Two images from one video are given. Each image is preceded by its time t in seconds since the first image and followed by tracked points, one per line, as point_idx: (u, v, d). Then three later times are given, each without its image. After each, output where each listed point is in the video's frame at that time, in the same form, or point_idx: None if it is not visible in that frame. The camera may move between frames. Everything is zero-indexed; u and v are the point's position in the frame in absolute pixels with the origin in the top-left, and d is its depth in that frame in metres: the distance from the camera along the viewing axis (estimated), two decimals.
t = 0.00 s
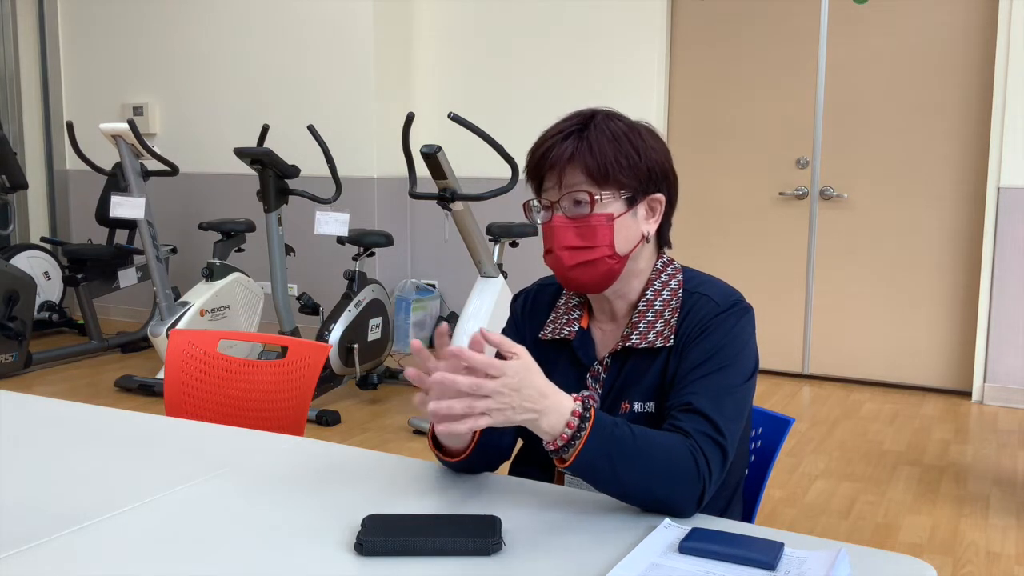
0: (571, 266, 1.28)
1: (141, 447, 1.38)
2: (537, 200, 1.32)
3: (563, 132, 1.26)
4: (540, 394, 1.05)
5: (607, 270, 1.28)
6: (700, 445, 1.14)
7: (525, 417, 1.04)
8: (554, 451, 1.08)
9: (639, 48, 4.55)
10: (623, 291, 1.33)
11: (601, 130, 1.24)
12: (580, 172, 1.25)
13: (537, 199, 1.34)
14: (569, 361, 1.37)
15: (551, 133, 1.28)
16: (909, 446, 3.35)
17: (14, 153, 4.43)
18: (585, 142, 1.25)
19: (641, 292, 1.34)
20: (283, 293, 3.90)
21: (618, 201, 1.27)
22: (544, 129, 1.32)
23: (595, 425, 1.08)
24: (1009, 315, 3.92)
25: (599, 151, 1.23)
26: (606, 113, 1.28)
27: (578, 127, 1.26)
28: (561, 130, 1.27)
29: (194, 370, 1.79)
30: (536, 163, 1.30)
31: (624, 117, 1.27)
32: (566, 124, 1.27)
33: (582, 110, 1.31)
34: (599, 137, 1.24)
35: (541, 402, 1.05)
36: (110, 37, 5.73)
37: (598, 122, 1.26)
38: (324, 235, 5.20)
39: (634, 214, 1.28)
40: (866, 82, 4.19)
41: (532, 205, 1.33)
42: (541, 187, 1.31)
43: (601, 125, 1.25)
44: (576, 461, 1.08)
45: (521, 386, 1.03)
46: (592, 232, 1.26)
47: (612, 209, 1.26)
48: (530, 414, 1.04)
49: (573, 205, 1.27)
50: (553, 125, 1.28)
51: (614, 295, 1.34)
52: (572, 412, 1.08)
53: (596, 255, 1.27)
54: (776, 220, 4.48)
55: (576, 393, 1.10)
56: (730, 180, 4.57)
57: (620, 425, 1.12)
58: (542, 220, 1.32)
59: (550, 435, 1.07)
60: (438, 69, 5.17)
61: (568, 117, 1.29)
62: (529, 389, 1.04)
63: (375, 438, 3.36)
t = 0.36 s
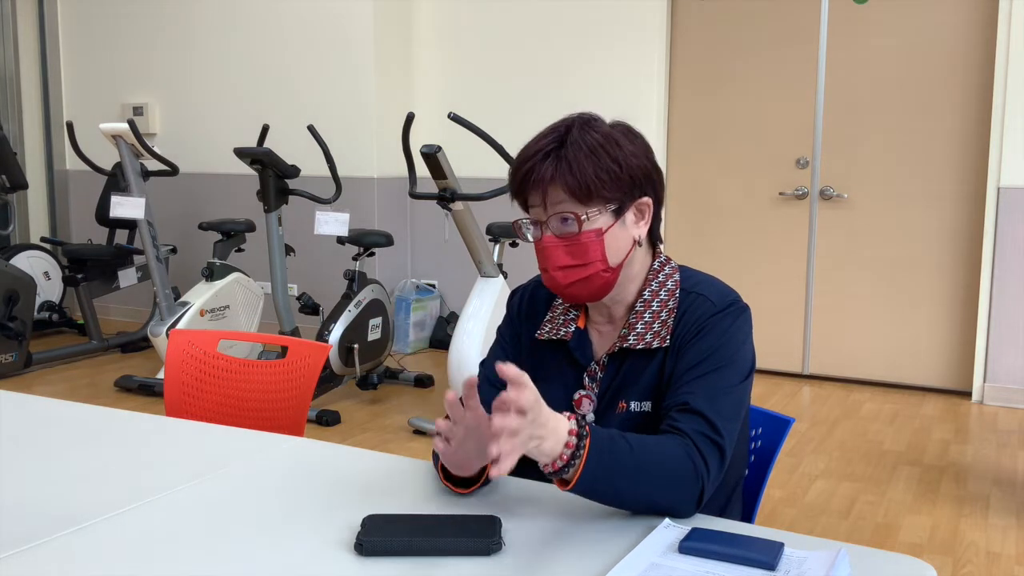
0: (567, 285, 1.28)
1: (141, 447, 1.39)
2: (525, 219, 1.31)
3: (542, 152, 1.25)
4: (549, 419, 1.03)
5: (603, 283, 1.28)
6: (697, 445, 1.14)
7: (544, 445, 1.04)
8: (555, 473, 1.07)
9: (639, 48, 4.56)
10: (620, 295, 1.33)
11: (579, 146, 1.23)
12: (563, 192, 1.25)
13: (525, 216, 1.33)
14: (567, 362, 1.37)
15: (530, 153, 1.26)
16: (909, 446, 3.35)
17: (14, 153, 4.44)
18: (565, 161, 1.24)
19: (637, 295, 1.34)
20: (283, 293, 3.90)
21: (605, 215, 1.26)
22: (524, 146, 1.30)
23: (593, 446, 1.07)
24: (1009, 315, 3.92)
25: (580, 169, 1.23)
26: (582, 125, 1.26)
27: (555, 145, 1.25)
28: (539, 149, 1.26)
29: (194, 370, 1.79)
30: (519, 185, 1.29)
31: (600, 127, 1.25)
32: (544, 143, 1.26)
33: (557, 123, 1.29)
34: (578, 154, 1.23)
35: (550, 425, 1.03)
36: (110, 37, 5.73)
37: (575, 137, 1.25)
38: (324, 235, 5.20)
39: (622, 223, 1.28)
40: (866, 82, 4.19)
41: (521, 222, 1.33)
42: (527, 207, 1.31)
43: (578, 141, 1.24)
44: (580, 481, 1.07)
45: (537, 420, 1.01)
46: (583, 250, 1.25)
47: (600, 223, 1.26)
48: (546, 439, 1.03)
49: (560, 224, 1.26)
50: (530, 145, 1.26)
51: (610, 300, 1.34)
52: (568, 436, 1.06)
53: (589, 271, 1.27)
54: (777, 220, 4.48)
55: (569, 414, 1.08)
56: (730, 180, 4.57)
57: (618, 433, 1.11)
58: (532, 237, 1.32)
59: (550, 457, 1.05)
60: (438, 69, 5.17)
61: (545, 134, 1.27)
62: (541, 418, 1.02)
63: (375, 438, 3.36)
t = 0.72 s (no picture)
0: (563, 286, 1.28)
1: (140, 447, 1.39)
2: (522, 220, 1.31)
3: (540, 153, 1.25)
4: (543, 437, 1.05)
5: (600, 285, 1.28)
6: (695, 445, 1.14)
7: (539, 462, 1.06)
8: (553, 478, 1.08)
9: (639, 48, 4.56)
10: (617, 296, 1.32)
11: (578, 147, 1.23)
12: (561, 193, 1.25)
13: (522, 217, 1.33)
14: (567, 363, 1.36)
15: (529, 154, 1.26)
16: (909, 446, 3.35)
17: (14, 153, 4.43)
18: (563, 162, 1.24)
19: (635, 297, 1.33)
20: (283, 293, 3.90)
21: (603, 217, 1.26)
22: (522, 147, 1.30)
23: (591, 446, 1.08)
24: (1009, 315, 3.92)
25: (579, 170, 1.23)
26: (581, 127, 1.26)
27: (555, 146, 1.25)
28: (538, 150, 1.26)
29: (194, 370, 1.79)
30: (517, 185, 1.29)
31: (600, 129, 1.26)
32: (543, 144, 1.26)
33: (556, 125, 1.30)
34: (576, 155, 1.23)
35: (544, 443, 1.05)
36: (110, 37, 5.73)
37: (575, 138, 1.25)
38: (323, 235, 5.20)
39: (619, 225, 1.28)
40: (866, 82, 4.19)
41: (518, 223, 1.33)
42: (524, 207, 1.30)
43: (577, 142, 1.24)
44: (578, 485, 1.07)
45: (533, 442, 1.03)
46: (580, 251, 1.25)
47: (598, 225, 1.26)
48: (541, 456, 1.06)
49: (558, 225, 1.26)
50: (529, 145, 1.27)
51: (607, 300, 1.33)
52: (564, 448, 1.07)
53: (586, 273, 1.26)
54: (777, 220, 4.48)
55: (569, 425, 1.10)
56: (730, 180, 4.57)
57: (614, 436, 1.12)
58: (529, 239, 1.32)
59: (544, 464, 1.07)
60: (438, 69, 5.17)
61: (544, 135, 1.28)
62: (536, 436, 1.04)
63: (375, 438, 3.36)
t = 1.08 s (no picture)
0: (561, 279, 1.27)
1: (140, 447, 1.39)
2: (523, 213, 1.31)
3: (544, 145, 1.25)
4: (523, 429, 1.04)
5: (598, 281, 1.28)
6: (694, 445, 1.14)
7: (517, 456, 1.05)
8: (549, 477, 1.08)
9: (639, 48, 4.56)
10: (617, 293, 1.32)
11: (582, 141, 1.24)
12: (563, 185, 1.25)
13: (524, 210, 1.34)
14: (568, 363, 1.36)
15: (532, 146, 1.27)
16: (909, 446, 3.35)
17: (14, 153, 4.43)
18: (567, 155, 1.24)
19: (635, 295, 1.33)
20: (283, 293, 3.90)
21: (604, 212, 1.26)
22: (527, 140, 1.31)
23: (586, 443, 1.08)
24: (1008, 315, 3.92)
25: (581, 164, 1.23)
26: (586, 122, 1.27)
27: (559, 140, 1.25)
28: (542, 143, 1.26)
29: (194, 370, 1.79)
30: (519, 177, 1.29)
31: (605, 126, 1.26)
32: (547, 137, 1.26)
33: (562, 120, 1.30)
34: (580, 149, 1.24)
35: (525, 434, 1.04)
36: (110, 37, 5.73)
37: (580, 132, 1.25)
38: (323, 235, 5.20)
39: (620, 222, 1.28)
40: (866, 82, 4.19)
41: (518, 217, 1.33)
42: (526, 200, 1.31)
43: (582, 136, 1.24)
44: (575, 482, 1.07)
45: (499, 430, 1.03)
46: (579, 245, 1.26)
47: (598, 220, 1.26)
48: (522, 448, 1.05)
49: (558, 217, 1.26)
50: (534, 138, 1.27)
51: (607, 299, 1.33)
52: (560, 438, 1.07)
53: (584, 267, 1.26)
54: (777, 220, 4.48)
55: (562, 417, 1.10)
56: (730, 180, 4.57)
57: (611, 435, 1.12)
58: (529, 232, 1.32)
59: (541, 463, 1.07)
60: (437, 69, 5.17)
61: (549, 128, 1.28)
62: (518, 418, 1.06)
63: (375, 438, 3.36)
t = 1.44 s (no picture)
0: (562, 275, 1.27)
1: (140, 447, 1.39)
2: (526, 209, 1.31)
3: (548, 141, 1.26)
4: (512, 430, 1.08)
5: (599, 277, 1.28)
6: (693, 444, 1.14)
7: (501, 457, 1.07)
8: (547, 478, 1.08)
9: (639, 48, 4.55)
10: (617, 292, 1.32)
11: (586, 138, 1.24)
12: (566, 180, 1.25)
13: (526, 207, 1.34)
14: (568, 362, 1.36)
15: (537, 142, 1.27)
16: (909, 446, 3.35)
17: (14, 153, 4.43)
18: (571, 151, 1.24)
19: (635, 294, 1.33)
20: (283, 293, 3.90)
21: (606, 208, 1.26)
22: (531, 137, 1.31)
23: (579, 443, 1.09)
24: (1008, 314, 3.92)
25: (585, 159, 1.23)
26: (591, 120, 1.27)
27: (563, 135, 1.26)
28: (546, 138, 1.26)
29: (194, 369, 1.79)
30: (523, 172, 1.29)
31: (610, 123, 1.26)
32: (552, 132, 1.26)
33: (567, 117, 1.30)
34: (584, 145, 1.24)
35: (513, 435, 1.07)
36: (110, 37, 5.73)
37: (584, 129, 1.25)
38: (323, 235, 5.20)
39: (622, 219, 1.28)
40: (866, 82, 4.19)
41: (521, 213, 1.33)
42: (529, 196, 1.31)
43: (586, 133, 1.24)
44: (569, 484, 1.08)
45: (481, 425, 1.08)
46: (581, 240, 1.26)
47: (600, 216, 1.26)
48: (509, 449, 1.07)
49: (561, 213, 1.26)
50: (538, 134, 1.27)
51: (608, 297, 1.33)
52: (553, 435, 1.09)
53: (585, 263, 1.26)
54: (777, 220, 4.48)
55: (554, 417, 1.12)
56: (730, 180, 4.57)
57: (607, 435, 1.12)
58: (531, 228, 1.32)
59: (538, 463, 1.08)
60: (437, 69, 5.17)
61: (554, 124, 1.28)
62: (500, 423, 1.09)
63: (375, 438, 3.36)
